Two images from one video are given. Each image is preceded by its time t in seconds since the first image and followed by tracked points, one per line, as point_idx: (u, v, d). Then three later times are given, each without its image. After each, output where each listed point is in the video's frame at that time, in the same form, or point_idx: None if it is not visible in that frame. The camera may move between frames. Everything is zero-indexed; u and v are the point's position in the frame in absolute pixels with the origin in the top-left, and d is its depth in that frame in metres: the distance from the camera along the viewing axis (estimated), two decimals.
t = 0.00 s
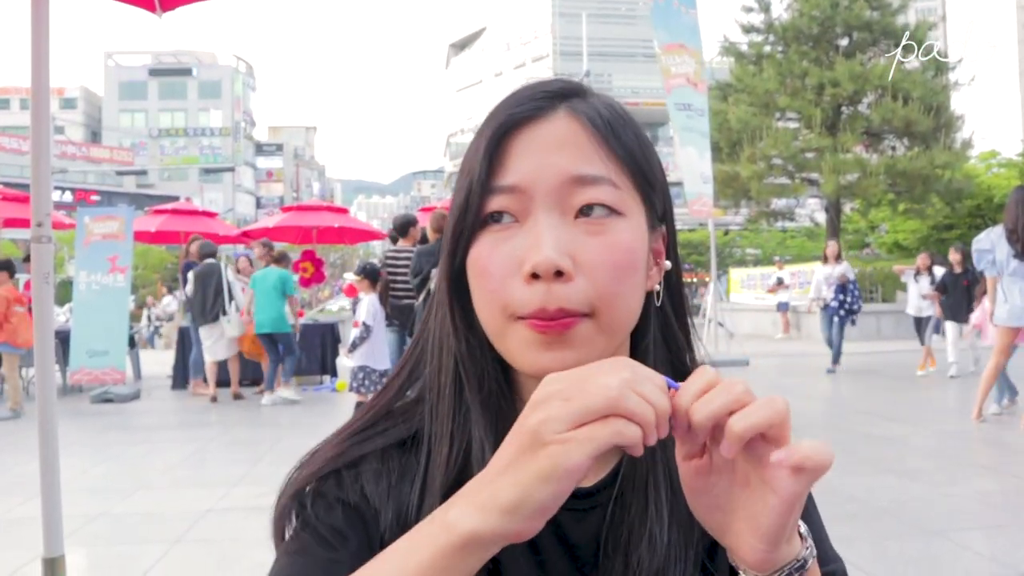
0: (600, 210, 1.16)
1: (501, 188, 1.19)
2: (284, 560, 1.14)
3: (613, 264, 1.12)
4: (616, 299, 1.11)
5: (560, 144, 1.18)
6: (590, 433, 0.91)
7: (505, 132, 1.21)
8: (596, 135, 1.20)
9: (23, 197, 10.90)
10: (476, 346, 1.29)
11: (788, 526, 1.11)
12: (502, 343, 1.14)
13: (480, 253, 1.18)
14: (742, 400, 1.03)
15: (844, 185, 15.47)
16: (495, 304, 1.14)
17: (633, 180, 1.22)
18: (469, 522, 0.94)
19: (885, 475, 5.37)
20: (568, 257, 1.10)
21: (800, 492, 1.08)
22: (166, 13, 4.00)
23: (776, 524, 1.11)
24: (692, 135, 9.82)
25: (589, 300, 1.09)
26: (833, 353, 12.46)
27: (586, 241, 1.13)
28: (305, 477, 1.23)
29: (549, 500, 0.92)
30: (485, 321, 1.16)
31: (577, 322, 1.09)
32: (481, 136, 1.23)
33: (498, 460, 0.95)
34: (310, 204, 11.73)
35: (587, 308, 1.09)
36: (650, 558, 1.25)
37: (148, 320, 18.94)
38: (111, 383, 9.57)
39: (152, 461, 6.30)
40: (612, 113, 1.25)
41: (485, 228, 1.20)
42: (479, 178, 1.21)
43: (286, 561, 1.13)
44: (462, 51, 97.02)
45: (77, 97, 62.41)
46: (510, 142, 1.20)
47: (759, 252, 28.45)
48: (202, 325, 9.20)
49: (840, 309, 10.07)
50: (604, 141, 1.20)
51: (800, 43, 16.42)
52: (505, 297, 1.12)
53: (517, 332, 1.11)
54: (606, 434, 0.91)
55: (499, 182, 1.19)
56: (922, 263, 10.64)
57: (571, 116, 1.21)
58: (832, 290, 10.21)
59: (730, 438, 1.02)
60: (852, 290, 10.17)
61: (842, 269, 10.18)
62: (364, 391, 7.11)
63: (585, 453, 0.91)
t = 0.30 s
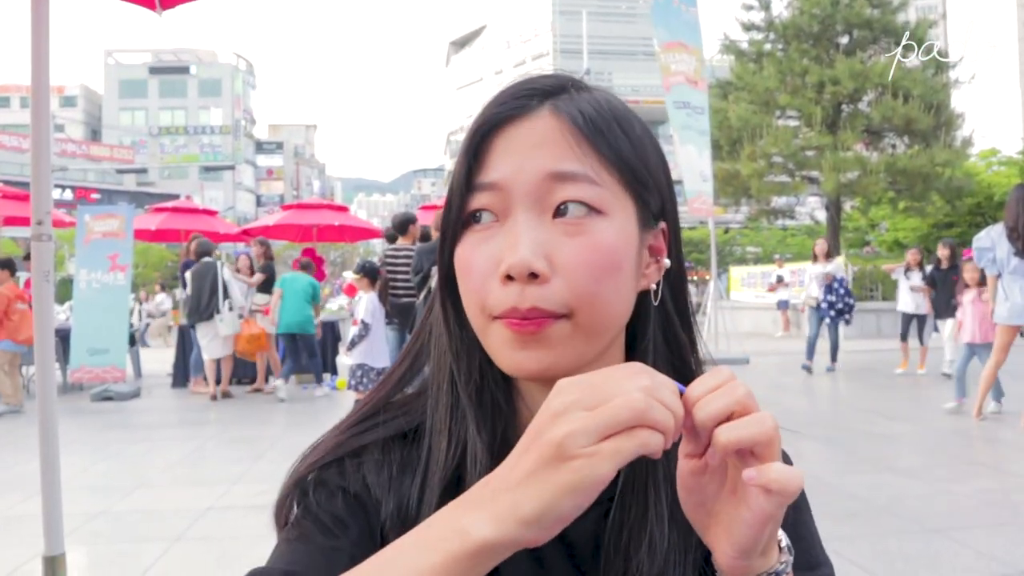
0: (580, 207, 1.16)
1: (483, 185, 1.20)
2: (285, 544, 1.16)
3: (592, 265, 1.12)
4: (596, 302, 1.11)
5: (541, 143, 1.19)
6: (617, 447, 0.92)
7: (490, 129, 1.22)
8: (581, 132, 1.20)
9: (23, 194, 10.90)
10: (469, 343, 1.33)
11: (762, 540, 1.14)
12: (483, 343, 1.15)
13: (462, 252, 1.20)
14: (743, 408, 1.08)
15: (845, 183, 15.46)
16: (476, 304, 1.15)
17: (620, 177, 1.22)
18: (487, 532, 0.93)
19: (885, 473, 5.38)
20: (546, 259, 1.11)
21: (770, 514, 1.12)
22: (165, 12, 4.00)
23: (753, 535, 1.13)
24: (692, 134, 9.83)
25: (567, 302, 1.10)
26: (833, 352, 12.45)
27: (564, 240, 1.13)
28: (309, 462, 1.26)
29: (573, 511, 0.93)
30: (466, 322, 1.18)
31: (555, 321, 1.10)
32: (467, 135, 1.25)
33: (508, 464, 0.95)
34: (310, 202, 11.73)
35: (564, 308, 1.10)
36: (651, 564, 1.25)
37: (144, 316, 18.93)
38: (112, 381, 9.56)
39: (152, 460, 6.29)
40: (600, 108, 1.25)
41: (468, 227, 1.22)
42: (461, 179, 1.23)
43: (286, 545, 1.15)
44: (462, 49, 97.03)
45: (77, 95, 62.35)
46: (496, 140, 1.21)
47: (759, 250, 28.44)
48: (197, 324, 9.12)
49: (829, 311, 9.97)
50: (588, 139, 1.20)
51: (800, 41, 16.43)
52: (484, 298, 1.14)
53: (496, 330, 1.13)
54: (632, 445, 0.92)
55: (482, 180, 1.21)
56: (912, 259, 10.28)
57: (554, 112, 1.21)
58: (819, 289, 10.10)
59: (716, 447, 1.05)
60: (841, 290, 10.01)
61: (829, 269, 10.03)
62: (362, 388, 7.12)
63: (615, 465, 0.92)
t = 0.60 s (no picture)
0: (578, 211, 1.15)
1: (480, 187, 1.20)
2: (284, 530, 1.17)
3: (586, 269, 1.12)
4: (591, 304, 1.11)
5: (538, 145, 1.18)
6: (606, 458, 0.90)
7: (487, 130, 1.22)
8: (577, 133, 1.19)
9: (24, 193, 10.90)
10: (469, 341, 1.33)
11: (737, 544, 1.09)
12: (481, 346, 1.15)
13: (457, 254, 1.20)
14: (728, 421, 1.03)
15: (845, 182, 15.45)
16: (472, 304, 1.15)
17: (618, 177, 1.21)
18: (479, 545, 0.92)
19: (885, 472, 5.38)
20: (541, 261, 1.11)
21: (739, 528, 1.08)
22: (166, 10, 4.00)
23: (728, 542, 1.09)
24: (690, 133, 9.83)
25: (559, 306, 1.10)
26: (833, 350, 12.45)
27: (560, 244, 1.13)
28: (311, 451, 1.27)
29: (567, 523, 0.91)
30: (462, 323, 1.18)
31: (552, 323, 1.10)
32: (467, 135, 1.24)
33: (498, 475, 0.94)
34: (311, 201, 11.73)
35: (556, 312, 1.10)
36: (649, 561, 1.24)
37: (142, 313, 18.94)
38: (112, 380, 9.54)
39: (152, 458, 6.28)
40: (597, 107, 1.24)
41: (465, 227, 1.23)
42: (457, 179, 1.23)
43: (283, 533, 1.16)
44: (462, 48, 97.01)
45: (77, 93, 62.34)
46: (492, 141, 1.21)
47: (759, 248, 28.45)
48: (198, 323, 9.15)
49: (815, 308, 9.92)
50: (585, 138, 1.19)
51: (801, 40, 16.43)
52: (480, 299, 1.14)
53: (492, 332, 1.13)
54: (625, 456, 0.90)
55: (480, 181, 1.20)
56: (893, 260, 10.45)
57: (550, 113, 1.20)
58: (808, 287, 10.02)
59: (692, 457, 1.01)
60: (830, 289, 9.96)
61: (819, 266, 9.95)
62: (360, 385, 7.14)
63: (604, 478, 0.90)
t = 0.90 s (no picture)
0: (595, 175, 1.20)
1: (492, 154, 1.24)
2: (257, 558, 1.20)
3: (603, 229, 1.16)
4: (607, 266, 1.15)
5: (551, 109, 1.23)
6: (529, 550, 0.92)
7: (496, 98, 1.26)
8: (588, 99, 1.24)
9: (24, 193, 10.92)
10: (467, 313, 1.34)
11: None
12: (496, 313, 1.18)
13: (470, 221, 1.24)
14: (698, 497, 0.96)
15: (845, 180, 15.45)
16: (487, 271, 1.19)
17: (627, 142, 1.26)
18: None
19: (884, 470, 5.38)
20: (559, 223, 1.15)
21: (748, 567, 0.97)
22: (165, 11, 4.01)
23: None
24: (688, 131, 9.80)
25: (579, 267, 1.13)
26: (832, 349, 12.45)
27: (578, 207, 1.17)
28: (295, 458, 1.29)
29: None
30: (476, 289, 1.21)
31: (568, 288, 1.13)
32: (476, 103, 1.28)
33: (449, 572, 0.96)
34: (310, 200, 11.73)
35: (576, 272, 1.13)
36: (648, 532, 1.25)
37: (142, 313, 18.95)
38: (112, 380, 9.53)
39: (152, 458, 6.29)
40: (603, 77, 1.29)
41: (476, 194, 1.26)
42: (469, 146, 1.26)
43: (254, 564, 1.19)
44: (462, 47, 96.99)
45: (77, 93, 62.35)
46: (501, 109, 1.25)
47: (759, 248, 28.46)
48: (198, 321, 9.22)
49: (809, 307, 9.66)
50: (595, 102, 1.24)
51: (800, 38, 16.43)
52: (497, 265, 1.17)
53: (508, 297, 1.16)
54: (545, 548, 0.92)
55: (491, 149, 1.24)
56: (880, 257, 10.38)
57: (563, 80, 1.25)
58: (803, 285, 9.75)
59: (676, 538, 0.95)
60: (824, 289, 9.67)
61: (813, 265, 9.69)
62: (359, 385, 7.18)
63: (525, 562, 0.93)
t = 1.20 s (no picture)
0: (598, 148, 1.22)
1: (492, 124, 1.24)
2: (212, 503, 1.23)
3: (609, 203, 1.18)
4: (611, 244, 1.17)
5: (555, 79, 1.24)
6: (512, 473, 0.99)
7: (497, 64, 1.26)
8: (592, 70, 1.26)
9: (24, 194, 10.93)
10: (456, 296, 1.36)
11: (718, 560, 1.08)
12: (494, 289, 1.19)
13: (469, 192, 1.25)
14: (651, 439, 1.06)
15: (845, 179, 15.47)
16: (486, 247, 1.20)
17: (627, 116, 1.28)
18: (386, 531, 1.03)
19: (885, 467, 5.39)
20: (564, 199, 1.16)
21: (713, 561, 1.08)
22: (165, 10, 4.01)
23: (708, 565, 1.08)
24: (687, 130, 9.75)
25: (586, 244, 1.15)
26: (832, 347, 12.45)
27: (583, 182, 1.19)
28: (273, 425, 1.33)
29: (456, 526, 1.01)
30: (471, 264, 1.22)
31: (572, 267, 1.15)
32: (472, 68, 1.28)
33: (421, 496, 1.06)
34: (310, 200, 11.72)
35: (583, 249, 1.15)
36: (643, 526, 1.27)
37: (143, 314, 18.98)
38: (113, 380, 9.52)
39: (152, 458, 6.31)
40: (601, 47, 1.31)
41: (474, 167, 1.27)
42: (467, 113, 1.26)
43: (208, 508, 1.22)
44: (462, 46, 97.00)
45: (77, 94, 62.37)
46: (502, 79, 1.26)
47: (760, 247, 28.45)
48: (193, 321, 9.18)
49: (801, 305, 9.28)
50: (599, 75, 1.26)
51: (799, 36, 16.42)
52: (497, 239, 1.18)
53: (507, 274, 1.17)
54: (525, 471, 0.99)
55: (491, 118, 1.25)
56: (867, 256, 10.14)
57: (566, 50, 1.26)
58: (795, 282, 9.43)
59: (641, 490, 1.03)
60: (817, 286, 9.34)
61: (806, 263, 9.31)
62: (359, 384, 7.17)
63: (497, 485, 1.00)
